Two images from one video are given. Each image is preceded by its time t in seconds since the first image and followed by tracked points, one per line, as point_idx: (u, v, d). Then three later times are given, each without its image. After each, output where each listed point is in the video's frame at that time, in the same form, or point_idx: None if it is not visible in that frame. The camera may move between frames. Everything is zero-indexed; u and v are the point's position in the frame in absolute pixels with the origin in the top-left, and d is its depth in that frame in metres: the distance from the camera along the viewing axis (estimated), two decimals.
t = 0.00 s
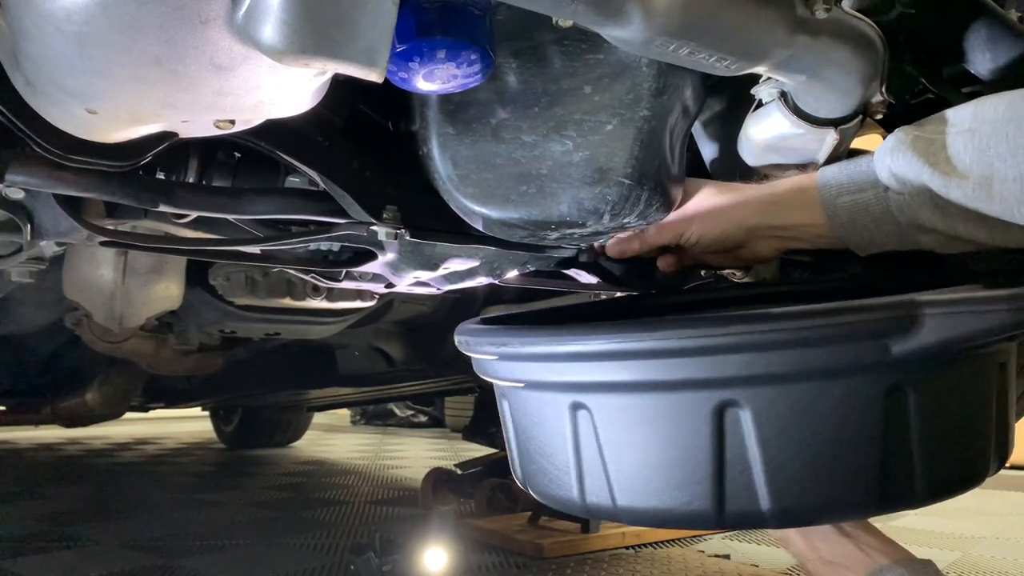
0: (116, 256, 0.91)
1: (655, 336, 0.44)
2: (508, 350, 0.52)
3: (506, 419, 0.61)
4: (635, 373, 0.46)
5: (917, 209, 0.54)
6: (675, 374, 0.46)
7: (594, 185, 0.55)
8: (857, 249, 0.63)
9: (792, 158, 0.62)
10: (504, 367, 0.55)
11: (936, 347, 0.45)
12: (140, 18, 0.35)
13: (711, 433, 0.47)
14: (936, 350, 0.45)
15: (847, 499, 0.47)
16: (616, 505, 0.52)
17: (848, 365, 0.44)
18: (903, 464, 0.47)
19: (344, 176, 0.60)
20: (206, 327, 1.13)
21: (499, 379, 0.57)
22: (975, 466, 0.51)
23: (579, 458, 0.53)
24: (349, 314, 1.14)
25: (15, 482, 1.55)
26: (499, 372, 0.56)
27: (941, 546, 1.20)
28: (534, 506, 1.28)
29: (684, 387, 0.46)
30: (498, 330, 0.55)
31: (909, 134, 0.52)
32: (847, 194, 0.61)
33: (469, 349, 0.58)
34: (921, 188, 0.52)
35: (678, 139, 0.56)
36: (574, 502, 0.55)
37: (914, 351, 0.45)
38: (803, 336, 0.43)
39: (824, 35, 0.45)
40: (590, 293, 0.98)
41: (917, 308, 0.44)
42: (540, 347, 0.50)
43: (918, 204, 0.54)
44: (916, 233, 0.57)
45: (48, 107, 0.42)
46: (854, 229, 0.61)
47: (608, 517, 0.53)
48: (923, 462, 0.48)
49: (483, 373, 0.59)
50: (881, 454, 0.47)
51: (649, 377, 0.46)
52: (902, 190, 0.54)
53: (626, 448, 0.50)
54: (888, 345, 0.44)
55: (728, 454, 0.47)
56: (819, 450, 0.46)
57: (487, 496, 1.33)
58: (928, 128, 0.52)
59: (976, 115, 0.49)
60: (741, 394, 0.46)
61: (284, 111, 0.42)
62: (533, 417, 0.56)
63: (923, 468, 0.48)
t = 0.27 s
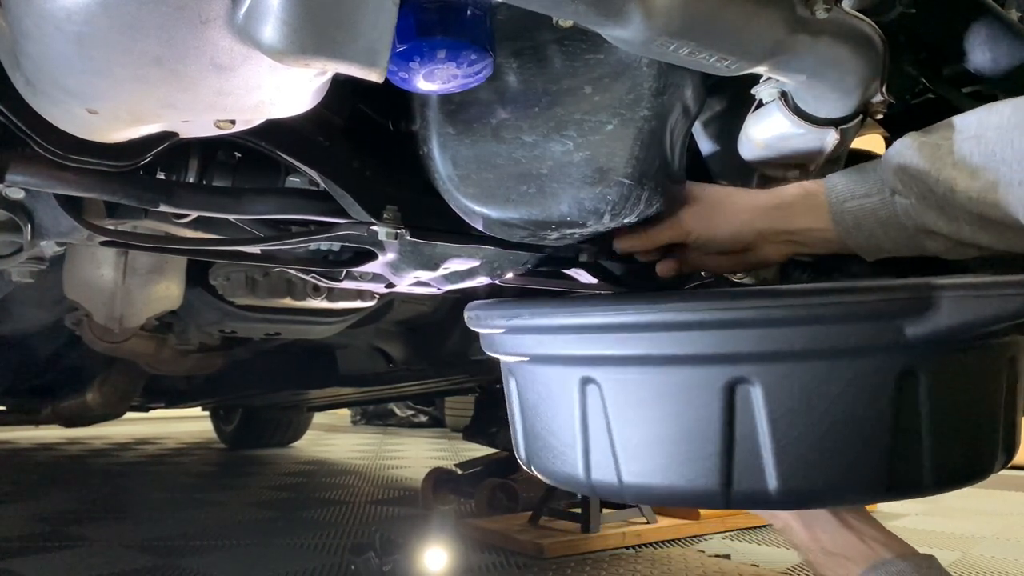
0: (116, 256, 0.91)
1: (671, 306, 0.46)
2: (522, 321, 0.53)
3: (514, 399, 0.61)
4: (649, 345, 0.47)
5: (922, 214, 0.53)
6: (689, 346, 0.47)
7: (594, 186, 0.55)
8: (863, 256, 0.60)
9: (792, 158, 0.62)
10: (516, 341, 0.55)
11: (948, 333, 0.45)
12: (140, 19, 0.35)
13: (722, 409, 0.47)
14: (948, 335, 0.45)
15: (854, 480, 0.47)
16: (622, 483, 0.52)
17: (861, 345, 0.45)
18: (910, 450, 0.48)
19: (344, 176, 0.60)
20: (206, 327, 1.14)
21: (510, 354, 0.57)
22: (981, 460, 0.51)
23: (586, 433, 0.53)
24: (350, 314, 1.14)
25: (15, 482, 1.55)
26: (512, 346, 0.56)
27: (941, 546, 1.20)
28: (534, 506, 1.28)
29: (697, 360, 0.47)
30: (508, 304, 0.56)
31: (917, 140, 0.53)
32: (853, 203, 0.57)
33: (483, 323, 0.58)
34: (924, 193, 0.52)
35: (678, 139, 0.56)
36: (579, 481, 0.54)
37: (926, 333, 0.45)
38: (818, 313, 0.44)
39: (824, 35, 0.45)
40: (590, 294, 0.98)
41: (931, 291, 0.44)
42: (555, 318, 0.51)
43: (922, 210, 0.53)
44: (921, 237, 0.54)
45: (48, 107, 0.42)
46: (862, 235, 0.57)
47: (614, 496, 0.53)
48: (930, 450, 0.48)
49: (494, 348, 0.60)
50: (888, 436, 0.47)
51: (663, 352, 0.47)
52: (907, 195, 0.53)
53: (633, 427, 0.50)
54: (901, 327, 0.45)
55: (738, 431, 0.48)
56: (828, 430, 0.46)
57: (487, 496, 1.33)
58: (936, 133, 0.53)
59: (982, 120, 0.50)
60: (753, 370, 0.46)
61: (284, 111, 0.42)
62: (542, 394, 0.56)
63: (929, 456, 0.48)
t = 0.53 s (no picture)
0: (116, 256, 0.91)
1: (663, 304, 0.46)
2: (516, 322, 0.53)
3: (511, 400, 0.61)
4: (642, 342, 0.47)
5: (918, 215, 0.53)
6: (682, 343, 0.47)
7: (594, 185, 0.55)
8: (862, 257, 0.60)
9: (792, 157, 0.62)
10: (511, 341, 0.56)
11: (939, 326, 0.46)
12: (141, 19, 0.35)
13: (715, 408, 0.47)
14: (939, 329, 0.46)
15: (848, 477, 0.47)
16: (618, 482, 0.51)
17: (853, 340, 0.45)
18: (905, 445, 0.48)
19: (344, 175, 0.60)
20: (206, 327, 1.14)
21: (506, 355, 0.57)
22: (978, 455, 0.51)
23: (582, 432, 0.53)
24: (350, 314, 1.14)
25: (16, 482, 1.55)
26: (506, 347, 0.56)
27: (941, 546, 1.20)
28: (534, 506, 1.28)
29: (690, 359, 0.47)
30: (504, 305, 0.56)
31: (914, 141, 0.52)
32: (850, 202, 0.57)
33: (478, 325, 0.58)
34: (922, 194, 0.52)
35: (678, 139, 0.56)
36: (575, 480, 0.54)
37: (918, 327, 0.45)
38: (809, 308, 0.44)
39: (824, 35, 0.45)
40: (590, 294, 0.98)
41: (921, 284, 0.45)
42: (549, 317, 0.51)
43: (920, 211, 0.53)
44: (919, 239, 0.55)
45: (47, 107, 0.42)
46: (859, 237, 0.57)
47: (611, 496, 0.53)
48: (925, 445, 0.48)
49: (491, 350, 0.60)
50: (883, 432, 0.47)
51: (656, 350, 0.47)
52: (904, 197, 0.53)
53: (629, 425, 0.50)
54: (893, 321, 0.45)
55: (731, 428, 0.48)
56: (821, 426, 0.46)
57: (488, 496, 1.33)
58: (934, 135, 0.53)
59: (980, 122, 0.50)
60: (746, 367, 0.46)
61: (284, 111, 0.42)
62: (538, 394, 0.56)
63: (924, 451, 0.48)
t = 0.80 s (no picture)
0: (116, 256, 0.91)
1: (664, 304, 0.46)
2: (517, 322, 0.53)
3: (512, 400, 0.61)
4: (643, 342, 0.47)
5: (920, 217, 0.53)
6: (683, 343, 0.47)
7: (594, 185, 0.55)
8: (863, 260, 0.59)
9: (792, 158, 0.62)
10: (513, 341, 0.56)
11: (940, 325, 0.46)
12: (141, 19, 0.35)
13: (716, 407, 0.47)
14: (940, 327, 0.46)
15: (850, 475, 0.47)
16: (620, 482, 0.51)
17: (854, 339, 0.45)
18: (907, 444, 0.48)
19: (344, 175, 0.60)
20: (206, 327, 1.14)
21: (507, 355, 0.57)
22: (980, 454, 0.51)
23: (583, 433, 0.53)
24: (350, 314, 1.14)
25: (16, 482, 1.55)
26: (508, 347, 0.56)
27: (942, 546, 1.20)
28: (534, 506, 1.28)
29: (691, 359, 0.47)
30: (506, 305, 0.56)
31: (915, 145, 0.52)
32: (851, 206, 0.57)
33: (480, 325, 0.58)
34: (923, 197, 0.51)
35: (679, 139, 0.56)
36: (577, 481, 0.54)
37: (919, 326, 0.45)
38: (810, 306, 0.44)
39: (824, 35, 0.45)
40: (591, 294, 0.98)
41: (922, 283, 0.45)
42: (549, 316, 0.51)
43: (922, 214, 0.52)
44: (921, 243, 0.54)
45: (48, 107, 0.42)
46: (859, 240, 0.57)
47: (612, 496, 0.53)
48: (927, 443, 0.48)
49: (493, 350, 0.60)
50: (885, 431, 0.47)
51: (656, 349, 0.47)
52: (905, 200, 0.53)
53: (630, 425, 0.50)
54: (894, 320, 0.45)
55: (733, 428, 0.48)
56: (822, 425, 0.46)
57: (488, 496, 1.33)
58: (935, 138, 0.53)
59: (982, 126, 0.50)
60: (747, 366, 0.46)
61: (284, 111, 0.42)
62: (539, 394, 0.56)
63: (925, 450, 0.48)
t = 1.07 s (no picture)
0: (116, 256, 0.91)
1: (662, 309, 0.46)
2: (515, 326, 0.53)
3: (511, 403, 0.61)
4: (640, 347, 0.47)
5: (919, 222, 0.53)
6: (680, 349, 0.46)
7: (594, 186, 0.55)
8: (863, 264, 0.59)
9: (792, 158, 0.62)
10: (510, 346, 0.56)
11: (937, 329, 0.46)
12: (141, 19, 0.35)
13: (714, 411, 0.47)
14: (937, 332, 0.46)
15: (846, 479, 0.47)
16: (617, 486, 0.51)
17: (851, 343, 0.45)
18: (904, 448, 0.48)
19: (344, 175, 0.60)
20: (207, 327, 1.14)
21: (506, 359, 0.57)
22: (978, 456, 0.51)
23: (582, 435, 0.53)
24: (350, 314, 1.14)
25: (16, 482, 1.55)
26: (506, 351, 0.57)
27: (942, 546, 1.20)
28: (534, 506, 1.28)
29: (690, 364, 0.47)
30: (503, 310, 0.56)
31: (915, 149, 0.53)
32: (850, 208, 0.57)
33: (478, 330, 0.58)
34: (922, 201, 0.52)
35: (679, 139, 0.56)
36: (575, 484, 0.54)
37: (916, 330, 0.45)
38: (808, 312, 0.44)
39: (824, 35, 0.45)
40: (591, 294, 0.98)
41: (919, 287, 0.45)
42: (547, 321, 0.51)
43: (921, 218, 0.53)
44: (921, 247, 0.55)
45: (48, 108, 0.42)
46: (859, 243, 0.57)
47: (610, 499, 0.53)
48: (924, 447, 0.48)
49: (491, 354, 0.60)
50: (883, 435, 0.47)
51: (653, 354, 0.47)
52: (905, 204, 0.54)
53: (628, 429, 0.50)
54: (891, 324, 0.45)
55: (730, 432, 0.48)
56: (820, 428, 0.46)
57: (488, 496, 1.33)
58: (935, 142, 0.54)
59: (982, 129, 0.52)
60: (744, 371, 0.46)
61: (284, 111, 0.42)
62: (538, 398, 0.56)
63: (923, 453, 0.48)
